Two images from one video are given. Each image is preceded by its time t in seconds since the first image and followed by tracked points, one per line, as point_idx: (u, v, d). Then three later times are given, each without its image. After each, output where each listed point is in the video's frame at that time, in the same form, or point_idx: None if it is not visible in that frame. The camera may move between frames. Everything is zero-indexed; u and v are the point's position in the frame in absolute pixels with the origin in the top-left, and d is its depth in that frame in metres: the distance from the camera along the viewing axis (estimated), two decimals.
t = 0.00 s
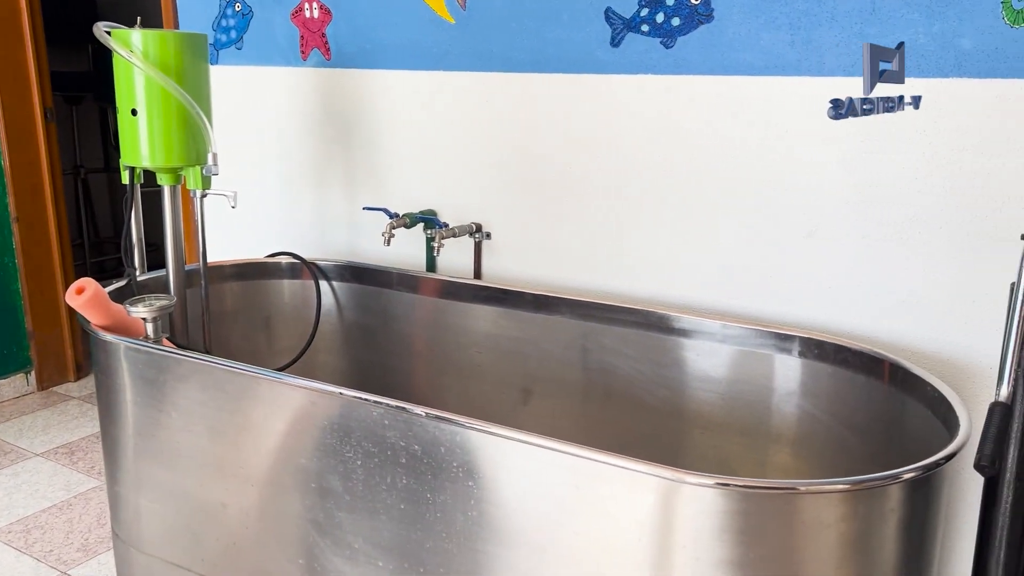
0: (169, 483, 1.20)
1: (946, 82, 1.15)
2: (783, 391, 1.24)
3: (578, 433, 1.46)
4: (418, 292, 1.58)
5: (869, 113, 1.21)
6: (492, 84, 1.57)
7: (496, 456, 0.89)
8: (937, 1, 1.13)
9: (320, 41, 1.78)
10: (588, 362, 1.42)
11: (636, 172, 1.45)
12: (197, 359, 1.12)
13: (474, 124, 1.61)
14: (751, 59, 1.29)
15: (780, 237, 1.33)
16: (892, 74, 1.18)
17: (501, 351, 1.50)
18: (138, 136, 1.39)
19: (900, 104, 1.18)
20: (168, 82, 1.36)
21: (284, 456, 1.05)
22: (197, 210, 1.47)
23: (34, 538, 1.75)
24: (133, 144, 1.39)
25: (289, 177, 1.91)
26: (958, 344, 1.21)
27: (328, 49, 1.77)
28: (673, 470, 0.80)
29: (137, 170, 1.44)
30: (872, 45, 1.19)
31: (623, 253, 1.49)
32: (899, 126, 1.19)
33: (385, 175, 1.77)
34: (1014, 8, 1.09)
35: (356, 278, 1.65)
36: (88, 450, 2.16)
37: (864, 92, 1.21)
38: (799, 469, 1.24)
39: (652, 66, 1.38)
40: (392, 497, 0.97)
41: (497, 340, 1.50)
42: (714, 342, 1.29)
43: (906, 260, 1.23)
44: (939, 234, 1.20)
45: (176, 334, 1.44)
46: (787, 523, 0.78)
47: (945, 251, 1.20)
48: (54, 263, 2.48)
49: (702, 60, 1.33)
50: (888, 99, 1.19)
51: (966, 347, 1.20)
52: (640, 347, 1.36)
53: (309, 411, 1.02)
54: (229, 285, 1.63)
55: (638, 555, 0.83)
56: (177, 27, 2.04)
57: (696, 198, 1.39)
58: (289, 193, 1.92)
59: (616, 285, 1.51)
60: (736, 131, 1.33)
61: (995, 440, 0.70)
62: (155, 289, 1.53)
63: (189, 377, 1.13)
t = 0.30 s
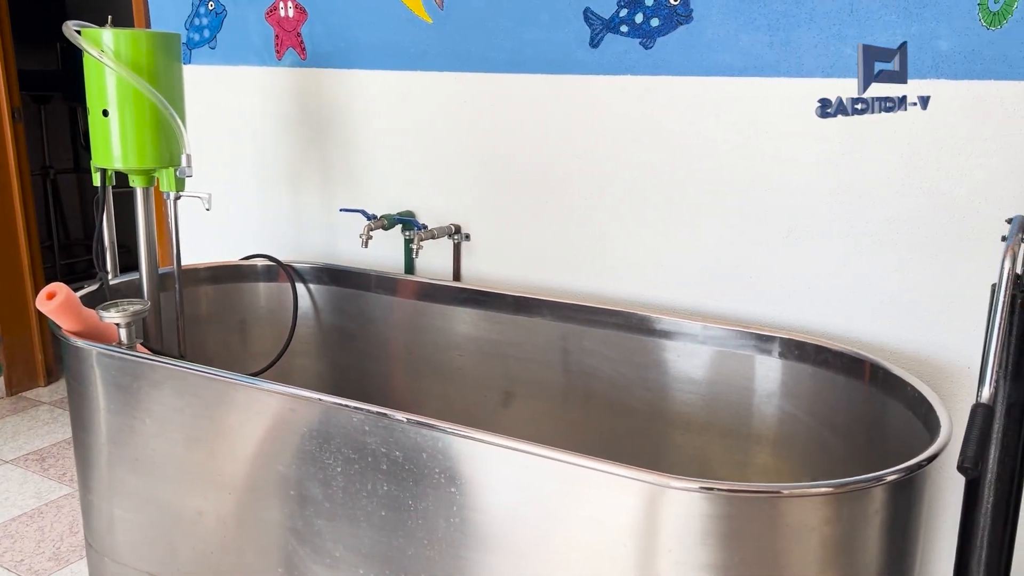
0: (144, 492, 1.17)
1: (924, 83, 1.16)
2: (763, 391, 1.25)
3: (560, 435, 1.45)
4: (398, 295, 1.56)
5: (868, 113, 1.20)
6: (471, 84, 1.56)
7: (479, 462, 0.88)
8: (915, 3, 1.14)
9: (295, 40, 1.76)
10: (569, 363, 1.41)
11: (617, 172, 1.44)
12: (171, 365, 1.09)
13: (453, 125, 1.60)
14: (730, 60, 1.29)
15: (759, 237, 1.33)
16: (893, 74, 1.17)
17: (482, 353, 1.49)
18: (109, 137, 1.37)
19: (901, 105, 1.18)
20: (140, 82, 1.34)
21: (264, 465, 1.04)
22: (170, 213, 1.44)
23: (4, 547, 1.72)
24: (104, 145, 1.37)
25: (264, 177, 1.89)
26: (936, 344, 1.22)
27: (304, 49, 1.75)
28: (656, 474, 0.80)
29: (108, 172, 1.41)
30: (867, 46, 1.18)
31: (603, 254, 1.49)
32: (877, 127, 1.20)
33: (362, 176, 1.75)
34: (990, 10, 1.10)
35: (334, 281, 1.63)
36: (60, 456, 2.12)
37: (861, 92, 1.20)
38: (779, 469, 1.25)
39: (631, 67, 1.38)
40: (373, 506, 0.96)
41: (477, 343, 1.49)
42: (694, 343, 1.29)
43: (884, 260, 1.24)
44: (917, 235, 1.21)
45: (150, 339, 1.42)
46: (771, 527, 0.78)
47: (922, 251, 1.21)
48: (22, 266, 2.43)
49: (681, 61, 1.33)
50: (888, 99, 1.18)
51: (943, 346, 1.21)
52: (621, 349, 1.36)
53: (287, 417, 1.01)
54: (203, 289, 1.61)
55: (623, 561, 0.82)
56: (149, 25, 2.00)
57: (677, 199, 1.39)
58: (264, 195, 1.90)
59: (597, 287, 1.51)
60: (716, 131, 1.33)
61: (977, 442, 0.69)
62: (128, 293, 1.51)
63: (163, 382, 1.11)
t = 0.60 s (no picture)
0: (126, 504, 1.15)
1: (916, 88, 1.15)
2: (754, 398, 1.24)
3: (550, 442, 1.44)
4: (385, 300, 1.54)
5: (863, 113, 1.19)
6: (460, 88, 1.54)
7: (469, 475, 0.86)
8: (907, 7, 1.13)
9: (280, 42, 1.73)
10: (559, 370, 1.40)
11: (607, 176, 1.43)
12: (152, 375, 1.07)
13: (441, 129, 1.58)
14: (721, 65, 1.28)
15: (750, 242, 1.32)
16: (894, 74, 1.16)
17: (470, 360, 1.47)
18: (90, 142, 1.34)
19: (903, 104, 1.16)
20: (122, 86, 1.31)
21: (248, 477, 1.02)
22: (153, 218, 1.42)
23: None
24: (85, 150, 1.34)
25: (249, 181, 1.86)
26: (927, 350, 1.21)
27: (289, 51, 1.73)
28: (649, 489, 0.78)
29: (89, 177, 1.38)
30: (862, 47, 1.17)
31: (592, 259, 1.48)
32: (869, 131, 1.19)
33: (349, 179, 1.73)
34: (982, 15, 1.09)
35: (320, 285, 1.61)
36: (42, 463, 2.08)
37: (860, 93, 1.19)
38: (771, 476, 1.24)
39: (621, 71, 1.37)
40: (360, 519, 0.94)
41: (466, 349, 1.47)
42: (685, 350, 1.28)
43: (875, 266, 1.23)
44: (908, 240, 1.20)
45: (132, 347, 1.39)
46: (765, 541, 0.77)
47: (913, 257, 1.20)
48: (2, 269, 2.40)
49: (671, 65, 1.32)
50: (885, 99, 1.17)
51: (934, 353, 1.21)
52: (611, 355, 1.34)
53: (273, 429, 0.99)
54: (187, 295, 1.58)
55: None
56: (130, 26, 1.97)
57: (667, 203, 1.38)
58: (249, 198, 1.87)
59: (586, 292, 1.50)
60: (707, 135, 1.32)
61: (975, 456, 0.68)
62: (110, 300, 1.47)
63: (145, 392, 1.08)
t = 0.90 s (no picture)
0: (111, 516, 1.12)
1: (915, 93, 1.13)
2: (751, 407, 1.22)
3: (544, 450, 1.42)
4: (377, 307, 1.52)
5: (860, 112, 1.17)
6: (453, 91, 1.52)
7: (458, 491, 0.84)
8: (907, 10, 1.11)
9: (271, 44, 1.71)
10: (553, 377, 1.38)
11: (602, 182, 1.41)
12: (136, 386, 1.05)
13: (434, 132, 1.56)
14: (718, 68, 1.26)
15: (747, 249, 1.30)
16: (894, 75, 1.14)
17: (463, 367, 1.45)
18: (76, 146, 1.32)
19: (903, 104, 1.14)
20: (109, 89, 1.29)
21: (235, 490, 0.99)
22: (140, 223, 1.39)
23: None
24: (72, 154, 1.32)
25: (240, 184, 1.84)
26: (926, 360, 1.19)
27: (281, 52, 1.70)
28: (642, 506, 0.76)
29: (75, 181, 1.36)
30: (860, 48, 1.15)
31: (587, 265, 1.46)
32: (868, 137, 1.17)
33: (341, 183, 1.71)
34: (984, 18, 1.07)
35: (311, 290, 1.59)
36: (31, 468, 2.06)
37: (859, 94, 1.16)
38: (767, 486, 1.22)
39: (617, 74, 1.35)
40: (347, 534, 0.92)
41: (459, 355, 1.45)
42: (680, 358, 1.26)
43: (873, 273, 1.21)
44: (906, 247, 1.18)
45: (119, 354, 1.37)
46: (761, 560, 0.75)
47: (911, 265, 1.18)
48: None
49: (667, 68, 1.30)
50: (884, 99, 1.15)
51: (933, 362, 1.19)
52: (606, 363, 1.32)
53: (259, 441, 0.96)
54: (175, 300, 1.56)
55: None
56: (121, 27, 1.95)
57: (663, 209, 1.36)
58: (240, 201, 1.85)
59: (580, 298, 1.48)
60: (704, 139, 1.30)
61: (976, 474, 0.67)
62: (97, 306, 1.45)
63: (130, 401, 1.06)
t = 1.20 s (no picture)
0: (100, 520, 1.12)
1: (914, 96, 1.12)
2: (747, 414, 1.20)
3: (539, 455, 1.41)
4: (373, 310, 1.51)
5: (860, 112, 1.15)
6: (450, 92, 1.51)
7: (446, 500, 0.83)
8: (907, 12, 1.10)
9: (269, 45, 1.70)
10: (548, 382, 1.37)
11: (599, 185, 1.40)
12: (125, 390, 1.04)
13: (432, 134, 1.55)
14: (715, 70, 1.24)
15: (744, 253, 1.29)
16: (894, 75, 1.12)
17: (458, 370, 1.44)
18: (70, 148, 1.31)
19: (904, 104, 1.12)
20: (102, 91, 1.28)
21: (223, 496, 0.98)
22: (134, 225, 1.38)
23: None
24: (65, 156, 1.31)
25: (237, 185, 1.83)
26: (925, 367, 1.18)
27: (278, 53, 1.70)
28: (631, 517, 0.75)
29: (69, 183, 1.35)
30: (860, 49, 1.13)
31: (583, 268, 1.44)
32: (867, 140, 1.16)
33: (337, 184, 1.70)
34: (984, 21, 1.06)
35: (307, 292, 1.58)
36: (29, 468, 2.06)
37: (858, 95, 1.15)
38: (763, 494, 1.20)
39: (614, 76, 1.34)
40: (334, 542, 0.91)
41: (455, 359, 1.44)
42: (676, 364, 1.25)
43: (872, 279, 1.20)
44: (905, 253, 1.17)
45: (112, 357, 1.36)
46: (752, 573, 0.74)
47: (910, 271, 1.17)
48: None
49: (665, 70, 1.29)
50: (884, 99, 1.13)
51: (931, 370, 1.17)
52: (602, 368, 1.31)
53: (247, 447, 0.95)
54: (169, 302, 1.55)
55: None
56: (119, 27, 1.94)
57: (660, 212, 1.35)
58: (238, 203, 1.84)
59: (577, 302, 1.46)
60: (701, 142, 1.28)
61: (970, 487, 0.65)
62: (91, 308, 1.44)
63: (119, 405, 1.05)
